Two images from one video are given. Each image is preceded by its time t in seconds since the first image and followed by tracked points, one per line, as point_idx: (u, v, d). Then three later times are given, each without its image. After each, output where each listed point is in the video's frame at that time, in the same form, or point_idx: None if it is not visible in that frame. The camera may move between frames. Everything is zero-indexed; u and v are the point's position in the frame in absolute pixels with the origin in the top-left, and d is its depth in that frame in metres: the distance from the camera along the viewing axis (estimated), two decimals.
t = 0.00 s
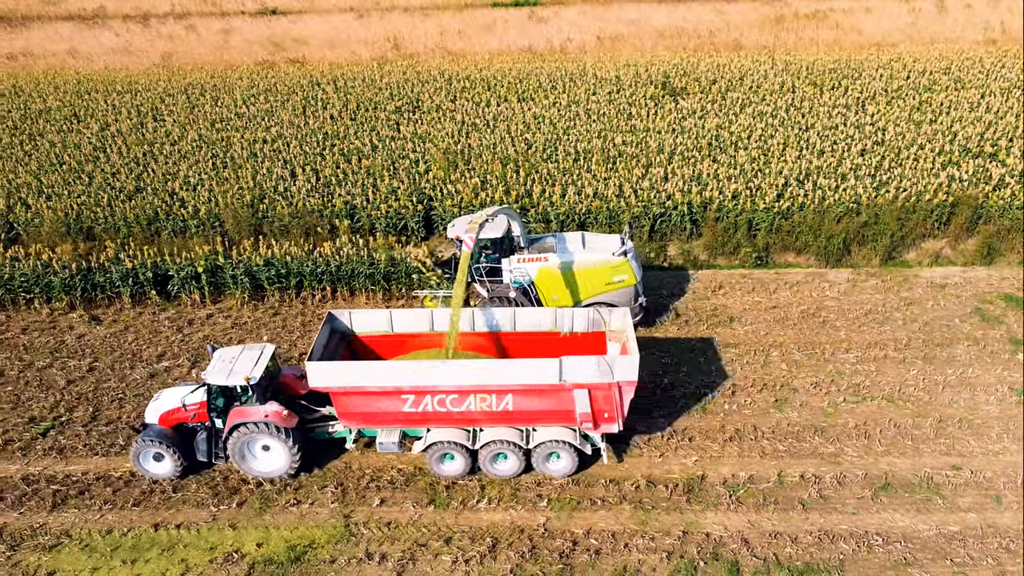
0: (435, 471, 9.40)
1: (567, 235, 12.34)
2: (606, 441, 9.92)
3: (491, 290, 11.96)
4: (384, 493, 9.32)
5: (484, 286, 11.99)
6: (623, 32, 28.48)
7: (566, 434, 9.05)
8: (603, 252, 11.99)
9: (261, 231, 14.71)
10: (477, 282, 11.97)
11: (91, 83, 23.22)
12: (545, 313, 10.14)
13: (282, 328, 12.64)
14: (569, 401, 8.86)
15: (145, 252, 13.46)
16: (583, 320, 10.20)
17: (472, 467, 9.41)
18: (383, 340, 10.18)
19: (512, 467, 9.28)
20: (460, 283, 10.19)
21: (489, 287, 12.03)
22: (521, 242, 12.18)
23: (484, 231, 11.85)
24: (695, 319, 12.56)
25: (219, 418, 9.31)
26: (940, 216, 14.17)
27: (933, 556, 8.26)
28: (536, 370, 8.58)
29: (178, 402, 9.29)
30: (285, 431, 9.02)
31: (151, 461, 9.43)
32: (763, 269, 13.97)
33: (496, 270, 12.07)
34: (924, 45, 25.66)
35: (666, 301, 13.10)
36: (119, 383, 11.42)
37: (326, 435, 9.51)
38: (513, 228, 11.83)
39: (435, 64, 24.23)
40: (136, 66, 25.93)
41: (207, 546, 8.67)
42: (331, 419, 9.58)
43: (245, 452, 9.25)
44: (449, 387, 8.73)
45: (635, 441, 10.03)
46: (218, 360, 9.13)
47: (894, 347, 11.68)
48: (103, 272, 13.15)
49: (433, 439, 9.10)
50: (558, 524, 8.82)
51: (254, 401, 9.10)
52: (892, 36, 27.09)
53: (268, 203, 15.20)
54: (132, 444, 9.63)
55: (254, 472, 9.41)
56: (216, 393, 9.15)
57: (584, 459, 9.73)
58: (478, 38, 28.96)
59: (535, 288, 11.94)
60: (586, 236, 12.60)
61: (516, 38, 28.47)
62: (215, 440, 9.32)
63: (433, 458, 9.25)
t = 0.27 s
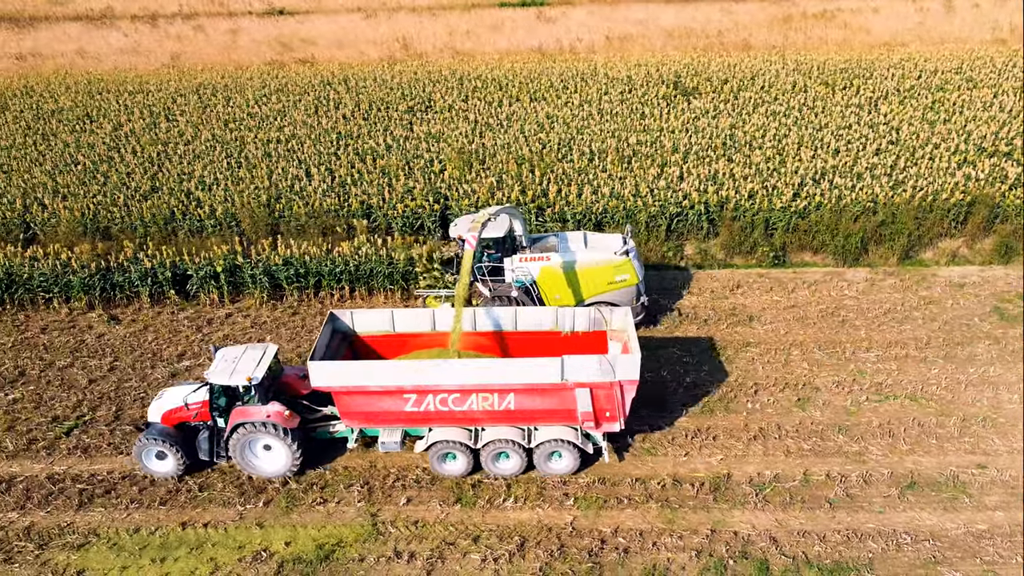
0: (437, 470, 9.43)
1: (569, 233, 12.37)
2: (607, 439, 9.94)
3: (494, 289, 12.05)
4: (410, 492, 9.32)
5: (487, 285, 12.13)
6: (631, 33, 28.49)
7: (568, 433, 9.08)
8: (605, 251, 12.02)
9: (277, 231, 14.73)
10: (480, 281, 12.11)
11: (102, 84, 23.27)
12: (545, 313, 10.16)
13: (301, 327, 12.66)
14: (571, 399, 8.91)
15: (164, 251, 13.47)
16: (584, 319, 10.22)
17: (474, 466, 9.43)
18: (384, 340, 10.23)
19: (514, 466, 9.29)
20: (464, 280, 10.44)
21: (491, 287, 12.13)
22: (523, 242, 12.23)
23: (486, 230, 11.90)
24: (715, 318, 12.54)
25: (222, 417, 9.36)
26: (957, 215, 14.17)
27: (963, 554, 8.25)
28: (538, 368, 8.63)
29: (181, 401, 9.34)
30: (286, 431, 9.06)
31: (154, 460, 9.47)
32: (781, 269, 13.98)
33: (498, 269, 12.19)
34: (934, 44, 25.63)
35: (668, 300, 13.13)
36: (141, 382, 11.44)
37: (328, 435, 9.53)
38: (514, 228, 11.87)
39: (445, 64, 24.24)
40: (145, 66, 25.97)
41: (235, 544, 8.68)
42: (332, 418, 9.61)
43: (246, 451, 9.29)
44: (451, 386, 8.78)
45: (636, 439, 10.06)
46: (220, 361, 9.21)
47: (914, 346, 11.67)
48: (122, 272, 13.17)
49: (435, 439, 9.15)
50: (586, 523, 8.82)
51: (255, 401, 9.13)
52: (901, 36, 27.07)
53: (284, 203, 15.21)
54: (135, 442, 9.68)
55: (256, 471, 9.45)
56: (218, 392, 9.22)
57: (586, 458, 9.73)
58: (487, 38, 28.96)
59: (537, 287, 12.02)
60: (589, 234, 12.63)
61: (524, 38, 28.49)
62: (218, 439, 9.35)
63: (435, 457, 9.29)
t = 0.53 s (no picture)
0: (441, 469, 9.44)
1: (571, 234, 12.47)
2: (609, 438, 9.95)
3: (497, 288, 12.15)
4: (437, 490, 9.33)
5: (489, 285, 12.14)
6: (640, 32, 28.48)
7: (571, 432, 9.12)
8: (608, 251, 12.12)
9: (295, 230, 14.74)
10: (483, 281, 12.14)
11: (114, 84, 23.28)
12: (548, 312, 10.21)
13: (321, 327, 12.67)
14: (575, 398, 8.94)
15: (183, 251, 13.48)
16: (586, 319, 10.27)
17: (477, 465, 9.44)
18: (387, 338, 10.27)
19: (517, 465, 9.31)
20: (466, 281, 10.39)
21: (494, 287, 12.18)
22: (526, 241, 12.25)
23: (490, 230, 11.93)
24: (735, 317, 12.53)
25: (225, 416, 9.36)
26: (975, 214, 14.18)
27: (995, 553, 8.26)
28: (541, 368, 8.66)
29: (183, 401, 9.29)
30: (289, 429, 9.08)
31: (157, 459, 9.46)
32: (799, 268, 13.99)
33: (501, 269, 12.13)
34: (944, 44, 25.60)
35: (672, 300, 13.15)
36: (164, 381, 11.45)
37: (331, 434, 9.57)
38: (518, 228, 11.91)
39: (456, 64, 24.24)
40: (155, 66, 25.99)
41: (265, 543, 8.69)
42: (336, 418, 9.64)
43: (250, 450, 9.31)
44: (454, 385, 8.82)
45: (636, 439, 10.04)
46: (221, 361, 9.23)
47: (936, 345, 11.68)
48: (142, 271, 13.19)
49: (438, 438, 9.17)
50: (615, 521, 8.83)
51: (258, 401, 9.15)
52: (910, 36, 27.06)
53: (301, 203, 15.22)
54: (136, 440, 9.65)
55: (259, 470, 9.47)
56: (220, 392, 9.23)
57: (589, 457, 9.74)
58: (495, 37, 28.96)
59: (540, 287, 12.01)
60: (591, 235, 12.72)
61: (533, 38, 28.49)
62: (221, 438, 9.36)
63: (438, 456, 9.31)
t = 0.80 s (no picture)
0: (444, 467, 9.41)
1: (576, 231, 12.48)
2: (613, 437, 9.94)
3: (501, 287, 12.23)
4: (466, 489, 9.33)
5: (494, 282, 12.24)
6: (649, 32, 28.48)
7: (576, 432, 9.11)
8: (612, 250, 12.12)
9: (313, 230, 14.74)
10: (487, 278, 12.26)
11: (125, 83, 23.31)
12: (553, 312, 10.24)
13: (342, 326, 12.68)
14: (579, 398, 8.93)
15: (203, 250, 13.49)
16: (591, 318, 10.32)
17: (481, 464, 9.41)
18: (391, 338, 10.35)
19: (522, 464, 9.29)
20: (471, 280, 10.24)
21: (498, 284, 12.27)
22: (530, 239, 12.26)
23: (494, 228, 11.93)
24: (757, 316, 12.52)
25: (230, 414, 9.39)
26: (994, 213, 14.17)
27: None
28: (545, 367, 8.65)
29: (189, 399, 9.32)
30: (295, 428, 9.06)
31: (162, 457, 9.45)
32: (818, 267, 13.98)
33: (505, 266, 12.21)
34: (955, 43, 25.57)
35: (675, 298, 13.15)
36: (187, 380, 11.45)
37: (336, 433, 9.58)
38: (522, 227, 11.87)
39: (467, 64, 24.23)
40: (165, 66, 26.02)
41: (296, 541, 8.69)
42: (340, 416, 9.63)
43: (254, 449, 9.29)
44: (458, 384, 8.82)
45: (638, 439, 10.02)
46: (229, 357, 9.27)
47: (958, 344, 11.67)
48: (162, 271, 13.20)
49: (441, 436, 9.11)
50: (645, 520, 8.83)
51: (264, 398, 9.18)
52: (920, 36, 27.05)
53: (319, 202, 15.22)
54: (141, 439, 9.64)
55: (264, 469, 9.44)
56: (226, 389, 9.27)
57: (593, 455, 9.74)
58: (504, 37, 28.96)
59: (544, 285, 12.09)
60: (595, 232, 12.74)
61: (542, 38, 28.50)
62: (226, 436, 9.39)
63: (442, 454, 9.28)
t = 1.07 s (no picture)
0: (450, 465, 9.44)
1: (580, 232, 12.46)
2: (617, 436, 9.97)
3: (506, 286, 12.09)
4: (496, 487, 9.32)
5: (499, 282, 12.17)
6: (659, 32, 28.48)
7: (581, 430, 9.12)
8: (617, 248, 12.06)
9: (333, 228, 14.73)
10: (492, 278, 12.19)
11: (138, 83, 23.35)
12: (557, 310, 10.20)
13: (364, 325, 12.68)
14: (586, 396, 8.93)
15: (224, 249, 13.51)
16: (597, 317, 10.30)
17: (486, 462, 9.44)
18: (397, 337, 10.31)
19: (527, 462, 9.31)
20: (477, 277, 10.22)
21: (503, 284, 12.19)
22: (535, 239, 12.23)
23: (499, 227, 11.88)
24: (779, 315, 12.53)
25: (236, 413, 9.38)
26: (1014, 212, 14.14)
27: None
28: (551, 366, 8.65)
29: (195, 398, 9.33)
30: (300, 426, 9.07)
31: (169, 456, 9.48)
32: (838, 265, 13.97)
33: (510, 266, 12.16)
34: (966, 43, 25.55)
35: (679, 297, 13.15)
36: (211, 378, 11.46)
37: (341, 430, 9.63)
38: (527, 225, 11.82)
39: (478, 63, 24.23)
40: (176, 66, 26.05)
41: (328, 540, 8.68)
42: (345, 414, 9.65)
43: (260, 448, 9.30)
44: (465, 382, 8.82)
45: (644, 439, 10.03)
46: (234, 356, 9.30)
47: (983, 343, 11.65)
48: (184, 270, 13.21)
49: (448, 435, 9.13)
50: (677, 518, 8.83)
51: (269, 397, 9.11)
52: (931, 35, 27.02)
53: (337, 201, 15.23)
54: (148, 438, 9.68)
55: (270, 468, 9.46)
56: (231, 389, 9.15)
57: (598, 455, 9.75)
58: (513, 37, 28.96)
59: (549, 284, 11.99)
60: (600, 233, 12.72)
61: (552, 38, 28.50)
62: (232, 435, 9.36)
63: (448, 453, 9.30)
